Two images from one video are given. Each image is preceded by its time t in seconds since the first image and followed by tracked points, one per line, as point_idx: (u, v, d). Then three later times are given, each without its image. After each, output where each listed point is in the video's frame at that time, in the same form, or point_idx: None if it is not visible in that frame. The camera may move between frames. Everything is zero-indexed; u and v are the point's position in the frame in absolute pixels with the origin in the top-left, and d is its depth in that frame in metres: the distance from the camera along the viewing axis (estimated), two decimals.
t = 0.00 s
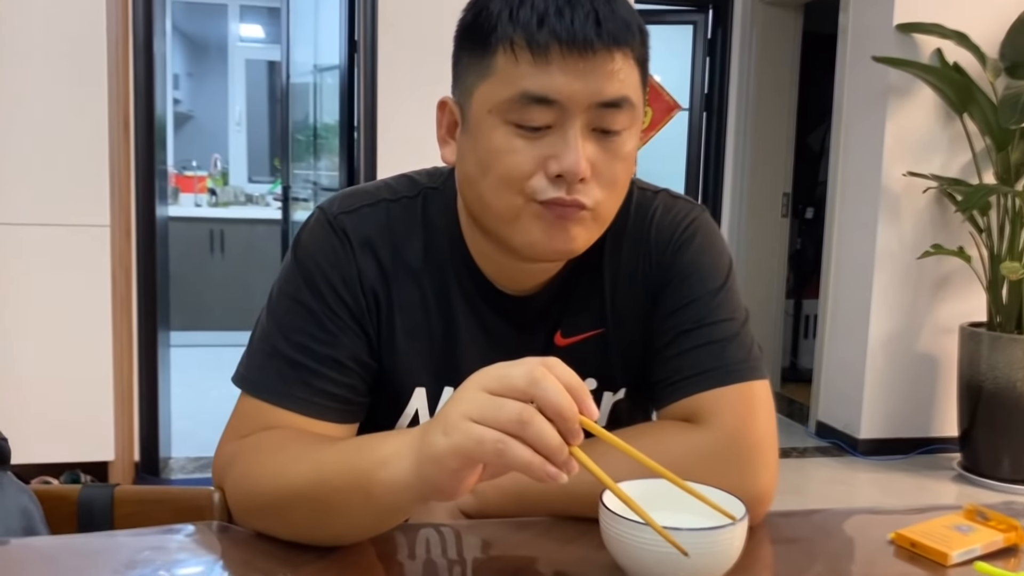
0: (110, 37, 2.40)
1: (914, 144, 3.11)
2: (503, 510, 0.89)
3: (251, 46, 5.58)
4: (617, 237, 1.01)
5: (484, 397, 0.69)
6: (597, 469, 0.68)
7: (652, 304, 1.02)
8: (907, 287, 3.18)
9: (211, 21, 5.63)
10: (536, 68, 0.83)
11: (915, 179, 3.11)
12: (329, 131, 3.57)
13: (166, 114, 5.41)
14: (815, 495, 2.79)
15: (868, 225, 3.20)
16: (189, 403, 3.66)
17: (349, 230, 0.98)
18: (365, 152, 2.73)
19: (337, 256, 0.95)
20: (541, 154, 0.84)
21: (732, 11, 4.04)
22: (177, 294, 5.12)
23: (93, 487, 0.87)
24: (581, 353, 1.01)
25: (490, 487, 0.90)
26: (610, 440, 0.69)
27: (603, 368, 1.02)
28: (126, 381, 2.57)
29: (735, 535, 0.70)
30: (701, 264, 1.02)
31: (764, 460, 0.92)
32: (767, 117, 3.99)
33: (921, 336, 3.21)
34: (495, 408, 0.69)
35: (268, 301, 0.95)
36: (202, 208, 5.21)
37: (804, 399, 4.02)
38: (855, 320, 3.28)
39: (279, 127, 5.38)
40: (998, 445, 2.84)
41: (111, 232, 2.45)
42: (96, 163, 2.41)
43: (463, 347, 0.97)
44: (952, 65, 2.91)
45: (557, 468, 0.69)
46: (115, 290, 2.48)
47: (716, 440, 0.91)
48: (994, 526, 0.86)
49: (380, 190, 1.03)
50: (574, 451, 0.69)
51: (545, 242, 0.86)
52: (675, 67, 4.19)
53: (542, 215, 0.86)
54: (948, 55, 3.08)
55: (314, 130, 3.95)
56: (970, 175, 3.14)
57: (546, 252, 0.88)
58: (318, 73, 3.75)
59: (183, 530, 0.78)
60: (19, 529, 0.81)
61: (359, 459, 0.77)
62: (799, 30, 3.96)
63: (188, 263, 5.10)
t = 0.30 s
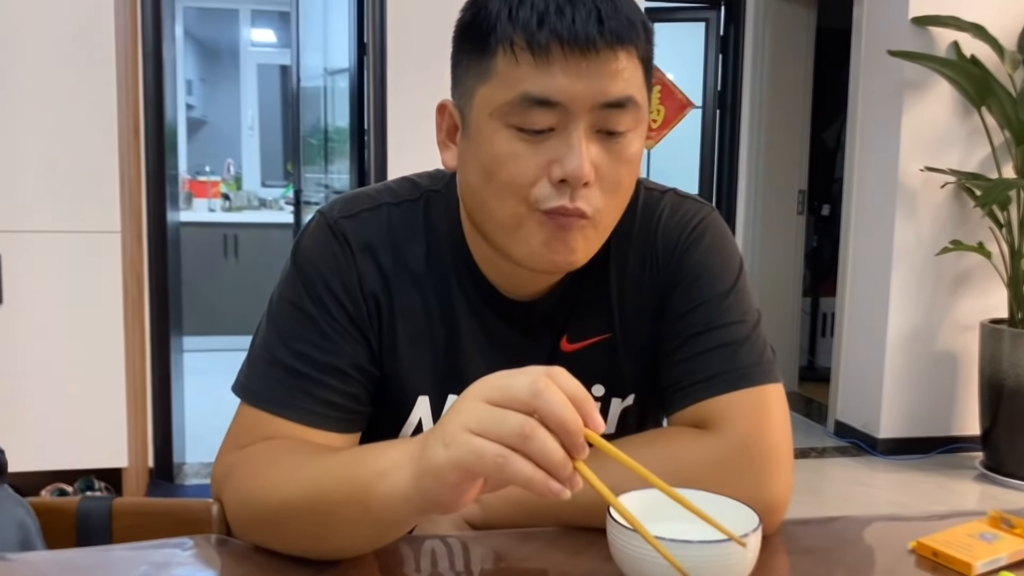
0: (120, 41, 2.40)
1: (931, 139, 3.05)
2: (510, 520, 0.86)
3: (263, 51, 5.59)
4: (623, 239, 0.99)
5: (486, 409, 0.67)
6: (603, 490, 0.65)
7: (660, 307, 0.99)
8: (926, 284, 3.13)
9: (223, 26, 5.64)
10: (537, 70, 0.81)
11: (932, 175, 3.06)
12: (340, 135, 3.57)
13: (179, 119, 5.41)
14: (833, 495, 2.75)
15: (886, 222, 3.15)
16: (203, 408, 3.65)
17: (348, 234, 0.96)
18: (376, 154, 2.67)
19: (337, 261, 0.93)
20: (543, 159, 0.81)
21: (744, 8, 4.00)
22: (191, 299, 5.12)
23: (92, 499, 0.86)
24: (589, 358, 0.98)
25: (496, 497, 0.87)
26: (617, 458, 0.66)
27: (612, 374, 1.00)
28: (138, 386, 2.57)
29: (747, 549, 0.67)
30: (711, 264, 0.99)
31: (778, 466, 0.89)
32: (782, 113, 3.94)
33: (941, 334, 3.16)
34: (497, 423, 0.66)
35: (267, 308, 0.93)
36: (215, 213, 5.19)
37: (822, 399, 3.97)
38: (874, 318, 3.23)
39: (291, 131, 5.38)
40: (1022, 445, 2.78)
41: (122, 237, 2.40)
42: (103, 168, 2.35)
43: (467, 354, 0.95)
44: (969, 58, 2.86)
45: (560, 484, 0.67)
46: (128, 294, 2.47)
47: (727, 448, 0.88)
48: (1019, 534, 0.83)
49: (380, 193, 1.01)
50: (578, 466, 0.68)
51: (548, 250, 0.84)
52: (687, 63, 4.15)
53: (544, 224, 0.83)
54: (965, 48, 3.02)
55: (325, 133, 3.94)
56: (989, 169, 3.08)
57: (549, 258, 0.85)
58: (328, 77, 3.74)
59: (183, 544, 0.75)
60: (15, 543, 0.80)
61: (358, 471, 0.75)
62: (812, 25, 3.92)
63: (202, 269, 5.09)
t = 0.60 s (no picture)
0: (129, 50, 2.41)
1: (947, 137, 3.02)
2: (511, 533, 0.84)
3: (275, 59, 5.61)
4: (626, 246, 0.97)
5: (482, 424, 0.66)
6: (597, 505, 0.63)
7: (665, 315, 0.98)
8: (942, 284, 3.09)
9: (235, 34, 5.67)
10: (535, 82, 0.79)
11: (948, 173, 3.02)
12: (351, 142, 3.57)
13: (192, 128, 5.44)
14: (851, 499, 2.71)
15: (901, 222, 3.11)
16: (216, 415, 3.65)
17: (347, 245, 0.95)
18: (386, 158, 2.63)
19: (337, 273, 0.93)
20: (542, 172, 0.80)
21: (755, 7, 3.97)
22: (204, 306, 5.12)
23: (89, 514, 0.85)
24: (592, 367, 0.97)
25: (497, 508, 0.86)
26: (614, 472, 0.64)
27: (617, 384, 0.98)
28: (150, 394, 2.57)
29: (750, 562, 0.64)
30: (716, 271, 0.98)
31: (788, 477, 0.87)
32: (795, 112, 3.91)
33: (958, 334, 3.11)
34: (492, 440, 0.65)
35: (265, 322, 0.93)
36: (229, 220, 5.19)
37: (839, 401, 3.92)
38: (890, 318, 3.19)
39: (303, 138, 5.39)
40: None
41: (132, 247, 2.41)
42: (114, 179, 2.36)
43: (468, 365, 0.93)
44: (985, 55, 2.83)
45: (557, 504, 0.65)
46: (139, 303, 2.48)
47: (735, 456, 0.86)
48: None
49: (379, 202, 1.00)
50: (576, 483, 0.65)
51: (549, 263, 0.83)
52: (698, 65, 4.13)
53: (549, 234, 0.81)
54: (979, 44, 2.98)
55: (337, 138, 3.94)
56: (1005, 167, 3.04)
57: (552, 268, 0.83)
58: (339, 83, 3.74)
59: (180, 563, 0.72)
60: (12, 560, 0.80)
61: (354, 488, 0.74)
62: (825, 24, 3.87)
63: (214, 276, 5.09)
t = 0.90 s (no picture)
0: (140, 62, 2.42)
1: (962, 137, 2.98)
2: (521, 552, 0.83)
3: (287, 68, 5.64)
4: (632, 255, 0.97)
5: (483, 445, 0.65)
6: (598, 531, 0.62)
7: (671, 324, 0.97)
8: (959, 286, 3.05)
9: (246, 43, 5.69)
10: (539, 88, 0.78)
11: (963, 174, 2.99)
12: (363, 149, 3.56)
13: (204, 137, 5.46)
14: (869, 504, 2.68)
15: (916, 224, 3.08)
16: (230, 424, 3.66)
17: (350, 257, 0.95)
18: (396, 166, 2.60)
19: (339, 285, 0.92)
20: (548, 177, 0.79)
21: (766, 10, 3.95)
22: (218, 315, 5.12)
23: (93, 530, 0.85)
24: (598, 377, 0.96)
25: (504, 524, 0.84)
26: (616, 496, 0.63)
27: (624, 395, 0.97)
28: (163, 404, 2.58)
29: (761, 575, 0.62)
30: (723, 280, 0.97)
31: (798, 491, 0.86)
32: (808, 114, 3.88)
33: (976, 336, 3.08)
34: (493, 462, 0.65)
35: (269, 335, 0.93)
36: (243, 229, 5.19)
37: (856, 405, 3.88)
38: (906, 321, 3.15)
39: (315, 146, 5.39)
40: None
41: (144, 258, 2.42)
42: (126, 191, 2.38)
43: (473, 377, 0.93)
44: (1000, 55, 2.80)
45: (559, 527, 0.65)
46: (152, 314, 2.49)
47: (742, 470, 0.85)
48: None
49: (383, 214, 1.00)
50: (578, 507, 0.65)
51: (554, 269, 0.82)
52: (709, 68, 4.11)
53: (551, 241, 0.81)
54: (993, 44, 2.96)
55: (348, 146, 3.95)
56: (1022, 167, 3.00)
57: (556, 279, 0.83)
58: (350, 91, 3.74)
59: None
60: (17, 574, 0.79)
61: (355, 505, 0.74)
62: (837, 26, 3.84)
63: (222, 276, 4.99)
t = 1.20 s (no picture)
0: (149, 72, 2.44)
1: (974, 138, 2.96)
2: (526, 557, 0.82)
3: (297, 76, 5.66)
4: (636, 258, 0.96)
5: (485, 451, 0.65)
6: (598, 540, 0.62)
7: (677, 326, 0.96)
8: (972, 288, 3.02)
9: (257, 52, 5.71)
10: (541, 87, 0.78)
11: (976, 175, 2.96)
12: (373, 156, 3.56)
13: (215, 145, 5.48)
14: (884, 509, 2.66)
15: (928, 225, 3.06)
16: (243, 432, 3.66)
17: (353, 262, 0.95)
18: (405, 171, 2.58)
19: (342, 290, 0.92)
20: (550, 176, 0.78)
21: (776, 12, 3.94)
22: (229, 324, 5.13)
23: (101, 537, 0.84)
24: (604, 381, 0.95)
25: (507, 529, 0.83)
26: (617, 506, 0.63)
27: (630, 398, 0.96)
28: (174, 413, 2.58)
29: None
30: (729, 281, 0.96)
31: (806, 496, 0.85)
32: (818, 117, 3.86)
33: (991, 339, 3.05)
34: (493, 470, 0.64)
35: (273, 341, 0.93)
36: (254, 237, 5.19)
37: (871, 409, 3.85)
38: (920, 323, 3.13)
39: (325, 153, 5.41)
40: None
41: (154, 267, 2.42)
42: (136, 200, 2.39)
43: (478, 381, 0.92)
44: (1012, 54, 2.78)
45: (561, 536, 0.65)
46: (162, 321, 2.50)
47: (748, 475, 0.84)
48: None
49: (387, 218, 1.00)
50: (579, 516, 0.65)
51: (557, 270, 0.81)
52: (719, 71, 4.10)
53: (555, 241, 0.80)
54: (1005, 43, 2.93)
55: (358, 154, 3.96)
56: None
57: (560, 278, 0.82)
58: (360, 99, 3.74)
59: None
60: None
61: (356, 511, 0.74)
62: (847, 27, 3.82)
63: (237, 287, 5.00)
